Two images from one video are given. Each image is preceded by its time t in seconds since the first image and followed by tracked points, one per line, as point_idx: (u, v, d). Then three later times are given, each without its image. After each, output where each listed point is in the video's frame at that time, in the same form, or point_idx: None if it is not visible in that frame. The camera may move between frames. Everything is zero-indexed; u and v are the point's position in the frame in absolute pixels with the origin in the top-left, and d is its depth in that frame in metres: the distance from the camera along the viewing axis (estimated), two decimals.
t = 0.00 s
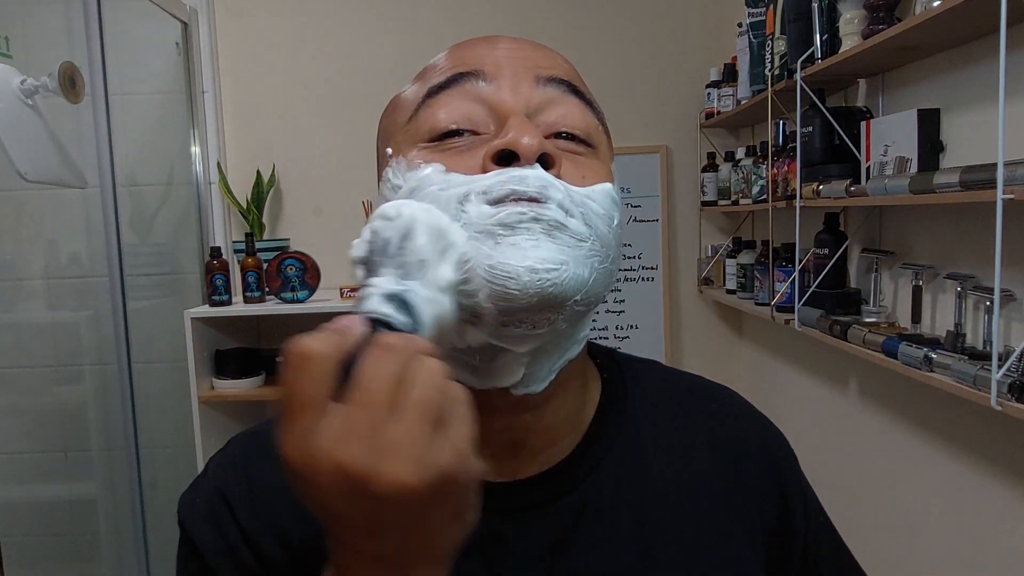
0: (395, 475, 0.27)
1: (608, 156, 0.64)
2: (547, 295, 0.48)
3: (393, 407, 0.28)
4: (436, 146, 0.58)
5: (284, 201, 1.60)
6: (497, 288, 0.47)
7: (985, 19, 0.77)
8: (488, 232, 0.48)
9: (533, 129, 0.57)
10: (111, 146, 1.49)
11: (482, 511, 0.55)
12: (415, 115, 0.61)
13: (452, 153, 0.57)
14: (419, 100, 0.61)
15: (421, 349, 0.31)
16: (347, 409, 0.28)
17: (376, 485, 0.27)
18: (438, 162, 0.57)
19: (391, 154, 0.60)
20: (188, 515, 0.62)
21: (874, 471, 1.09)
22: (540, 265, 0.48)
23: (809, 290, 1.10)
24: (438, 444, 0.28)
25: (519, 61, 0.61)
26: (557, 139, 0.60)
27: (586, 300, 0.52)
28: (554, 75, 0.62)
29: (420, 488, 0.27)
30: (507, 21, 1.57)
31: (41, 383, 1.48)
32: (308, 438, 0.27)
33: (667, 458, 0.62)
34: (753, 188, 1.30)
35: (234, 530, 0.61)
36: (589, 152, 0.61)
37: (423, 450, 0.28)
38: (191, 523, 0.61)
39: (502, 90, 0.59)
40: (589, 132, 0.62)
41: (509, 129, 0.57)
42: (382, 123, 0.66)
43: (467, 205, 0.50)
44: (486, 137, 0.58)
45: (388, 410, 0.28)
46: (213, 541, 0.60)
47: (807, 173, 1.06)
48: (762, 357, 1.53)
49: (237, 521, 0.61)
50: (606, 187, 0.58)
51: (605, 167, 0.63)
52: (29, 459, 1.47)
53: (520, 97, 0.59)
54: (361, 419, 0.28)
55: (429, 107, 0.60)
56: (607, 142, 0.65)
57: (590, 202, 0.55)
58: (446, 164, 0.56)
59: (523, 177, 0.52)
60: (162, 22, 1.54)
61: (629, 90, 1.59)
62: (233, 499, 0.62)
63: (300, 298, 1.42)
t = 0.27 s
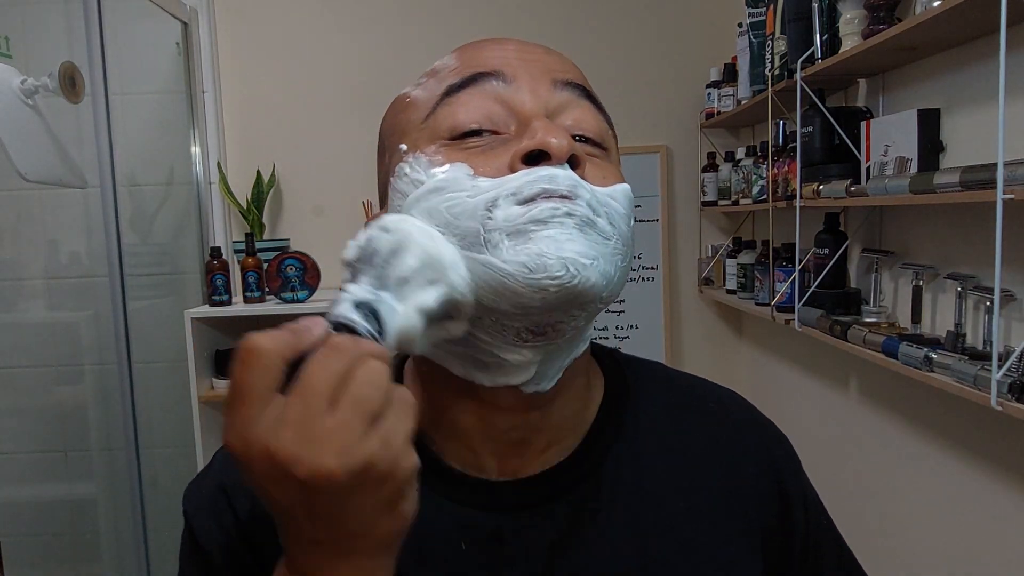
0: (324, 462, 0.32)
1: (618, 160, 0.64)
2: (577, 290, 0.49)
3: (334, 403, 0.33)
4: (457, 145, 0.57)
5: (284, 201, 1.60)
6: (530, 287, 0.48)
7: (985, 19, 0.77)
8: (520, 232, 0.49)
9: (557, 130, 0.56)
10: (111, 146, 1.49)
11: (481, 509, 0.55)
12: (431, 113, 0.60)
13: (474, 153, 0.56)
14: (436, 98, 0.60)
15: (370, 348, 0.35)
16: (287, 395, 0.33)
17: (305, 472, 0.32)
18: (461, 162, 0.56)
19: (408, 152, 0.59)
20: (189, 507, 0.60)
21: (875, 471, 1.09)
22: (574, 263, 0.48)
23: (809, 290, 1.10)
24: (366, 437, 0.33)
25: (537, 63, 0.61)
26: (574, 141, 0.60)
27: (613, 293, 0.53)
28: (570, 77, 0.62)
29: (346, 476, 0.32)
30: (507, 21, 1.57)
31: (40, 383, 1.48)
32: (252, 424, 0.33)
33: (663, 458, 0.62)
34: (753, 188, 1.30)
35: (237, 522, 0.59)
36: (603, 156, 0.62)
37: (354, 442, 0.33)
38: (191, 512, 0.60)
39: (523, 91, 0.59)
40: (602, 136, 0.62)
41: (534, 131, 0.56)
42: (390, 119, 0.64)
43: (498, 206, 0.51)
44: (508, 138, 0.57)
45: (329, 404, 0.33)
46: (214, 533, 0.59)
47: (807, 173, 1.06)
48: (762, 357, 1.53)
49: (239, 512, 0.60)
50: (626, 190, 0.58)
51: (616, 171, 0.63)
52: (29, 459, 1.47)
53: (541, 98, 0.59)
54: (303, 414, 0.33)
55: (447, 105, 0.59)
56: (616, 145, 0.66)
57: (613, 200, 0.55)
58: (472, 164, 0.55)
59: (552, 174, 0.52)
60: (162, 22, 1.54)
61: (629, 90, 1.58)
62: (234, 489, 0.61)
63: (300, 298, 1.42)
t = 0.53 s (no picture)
0: (392, 542, 0.36)
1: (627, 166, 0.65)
2: (602, 319, 0.50)
3: (422, 484, 0.37)
4: (474, 158, 0.57)
5: (284, 201, 1.60)
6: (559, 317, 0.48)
7: (985, 19, 0.77)
8: (554, 259, 0.50)
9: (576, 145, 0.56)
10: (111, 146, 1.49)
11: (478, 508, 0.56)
12: (446, 121, 0.59)
13: (492, 167, 0.56)
14: (450, 105, 0.59)
15: (473, 436, 0.39)
16: (379, 463, 0.37)
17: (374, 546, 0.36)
18: (479, 176, 0.56)
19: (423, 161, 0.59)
20: (193, 496, 0.65)
21: (874, 471, 1.09)
22: (604, 292, 0.49)
23: (809, 290, 1.10)
24: (440, 530, 0.37)
25: (554, 71, 0.60)
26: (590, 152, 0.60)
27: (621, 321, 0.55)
28: (586, 85, 0.61)
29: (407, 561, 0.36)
30: (507, 21, 1.57)
31: (41, 383, 1.48)
32: (336, 479, 0.37)
33: (662, 458, 0.62)
34: (753, 188, 1.30)
35: (234, 511, 0.64)
36: (616, 166, 0.62)
37: (427, 532, 0.36)
38: (196, 496, 0.65)
39: (544, 102, 0.58)
40: (616, 145, 0.63)
41: (554, 145, 0.56)
42: (397, 119, 0.63)
43: (531, 231, 0.51)
44: (527, 150, 0.57)
45: (416, 484, 0.37)
46: (214, 521, 0.63)
47: (808, 173, 1.06)
48: (762, 357, 1.53)
49: (237, 499, 0.64)
50: (640, 203, 0.59)
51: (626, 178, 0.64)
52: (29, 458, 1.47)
53: (562, 110, 0.58)
54: (393, 488, 0.36)
55: (466, 116, 0.58)
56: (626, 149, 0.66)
57: (628, 216, 0.56)
58: (492, 179, 0.56)
59: (585, 198, 0.52)
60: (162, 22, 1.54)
61: (629, 90, 1.59)
62: (234, 478, 0.65)
63: (300, 298, 1.42)
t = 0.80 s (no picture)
0: (403, 552, 0.37)
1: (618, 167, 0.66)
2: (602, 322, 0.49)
3: (443, 501, 0.37)
4: (466, 163, 0.57)
5: (284, 201, 1.60)
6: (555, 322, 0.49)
7: (985, 19, 0.77)
8: (554, 263, 0.50)
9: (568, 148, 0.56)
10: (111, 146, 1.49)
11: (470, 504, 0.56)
12: (438, 125, 0.59)
13: (484, 172, 0.56)
14: (443, 109, 0.59)
15: (500, 459, 0.39)
16: (401, 473, 0.37)
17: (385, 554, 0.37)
18: (472, 182, 0.56)
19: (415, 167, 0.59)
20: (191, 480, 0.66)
21: (874, 471, 1.09)
22: (599, 295, 0.49)
23: (809, 290, 1.10)
24: (453, 548, 0.38)
25: (546, 74, 0.60)
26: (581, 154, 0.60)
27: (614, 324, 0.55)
28: (578, 86, 0.61)
29: None
30: (507, 21, 1.57)
31: (41, 383, 1.48)
32: (362, 479, 0.37)
33: (658, 459, 0.62)
34: (753, 188, 1.30)
35: (232, 495, 0.65)
36: (607, 168, 0.63)
37: (435, 551, 0.37)
38: (195, 484, 0.65)
39: (536, 105, 0.58)
40: (607, 147, 0.63)
41: (547, 149, 0.56)
42: (389, 121, 0.63)
43: (535, 237, 0.51)
44: (519, 154, 0.57)
45: (436, 502, 0.37)
46: (213, 506, 0.64)
47: (807, 173, 1.06)
48: (762, 357, 1.53)
49: (235, 488, 0.65)
50: (631, 203, 0.60)
51: (616, 178, 0.64)
52: (28, 458, 1.47)
53: (554, 113, 0.58)
54: (417, 499, 0.37)
55: (457, 121, 0.58)
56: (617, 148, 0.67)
57: (620, 218, 0.57)
58: (484, 185, 0.56)
59: (585, 201, 0.52)
60: (162, 22, 1.54)
61: (630, 90, 1.58)
62: (234, 469, 0.66)
63: (300, 298, 1.42)
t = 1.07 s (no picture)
0: (329, 481, 0.34)
1: (606, 167, 0.65)
2: (575, 322, 0.50)
3: (354, 420, 0.35)
4: (449, 161, 0.57)
5: (284, 201, 1.60)
6: (526, 318, 0.49)
7: (985, 19, 0.77)
8: (535, 259, 0.50)
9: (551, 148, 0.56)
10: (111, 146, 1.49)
11: (463, 502, 0.55)
12: (422, 125, 0.59)
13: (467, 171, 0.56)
14: (426, 108, 0.59)
15: (402, 363, 0.36)
16: (309, 402, 0.34)
17: (314, 487, 0.34)
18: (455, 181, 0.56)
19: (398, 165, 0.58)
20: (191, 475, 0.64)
21: (874, 471, 1.09)
22: (576, 298, 0.50)
23: (809, 290, 1.10)
24: (380, 462, 0.35)
25: (529, 74, 0.60)
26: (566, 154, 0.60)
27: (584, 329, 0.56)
28: (563, 86, 0.61)
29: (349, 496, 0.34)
30: (507, 21, 1.57)
31: (41, 383, 1.48)
32: (264, 425, 0.35)
33: (653, 459, 0.62)
34: (753, 188, 1.30)
35: (229, 486, 0.62)
36: (594, 168, 0.62)
37: (367, 466, 0.35)
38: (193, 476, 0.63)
39: (518, 106, 0.58)
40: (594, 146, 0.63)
41: (529, 149, 0.56)
42: (375, 122, 0.63)
43: (520, 231, 0.50)
44: (502, 154, 0.57)
45: (349, 421, 0.34)
46: (210, 497, 0.62)
47: (807, 173, 1.06)
48: (762, 357, 1.53)
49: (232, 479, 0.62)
50: (615, 204, 0.60)
51: (604, 179, 0.64)
52: (28, 458, 1.47)
53: (537, 113, 0.58)
54: (326, 423, 0.34)
55: (440, 121, 0.58)
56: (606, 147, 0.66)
57: (603, 219, 0.57)
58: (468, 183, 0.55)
59: (570, 203, 0.53)
60: (162, 22, 1.54)
61: (630, 90, 1.59)
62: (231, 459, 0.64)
63: (300, 298, 1.42)
